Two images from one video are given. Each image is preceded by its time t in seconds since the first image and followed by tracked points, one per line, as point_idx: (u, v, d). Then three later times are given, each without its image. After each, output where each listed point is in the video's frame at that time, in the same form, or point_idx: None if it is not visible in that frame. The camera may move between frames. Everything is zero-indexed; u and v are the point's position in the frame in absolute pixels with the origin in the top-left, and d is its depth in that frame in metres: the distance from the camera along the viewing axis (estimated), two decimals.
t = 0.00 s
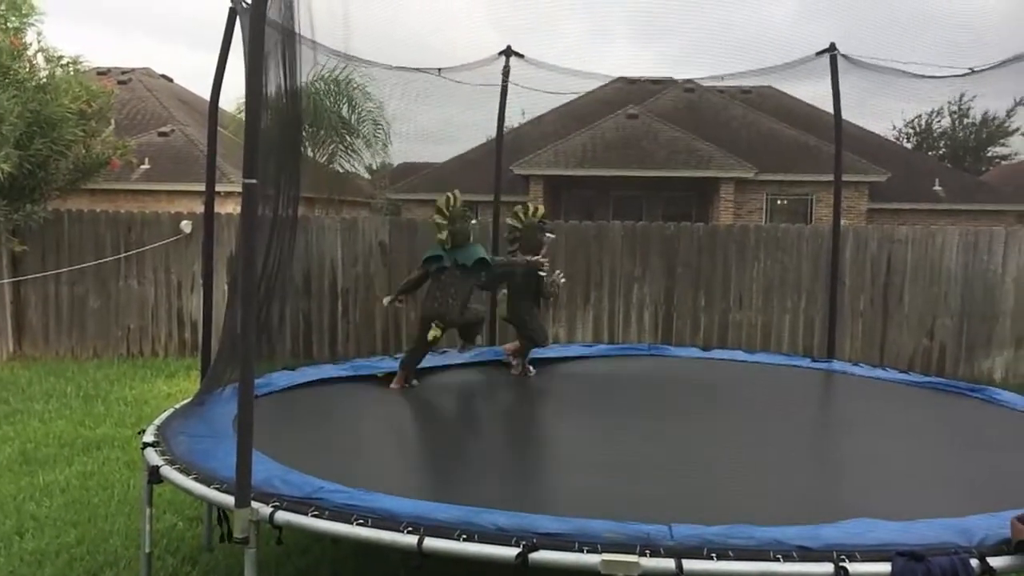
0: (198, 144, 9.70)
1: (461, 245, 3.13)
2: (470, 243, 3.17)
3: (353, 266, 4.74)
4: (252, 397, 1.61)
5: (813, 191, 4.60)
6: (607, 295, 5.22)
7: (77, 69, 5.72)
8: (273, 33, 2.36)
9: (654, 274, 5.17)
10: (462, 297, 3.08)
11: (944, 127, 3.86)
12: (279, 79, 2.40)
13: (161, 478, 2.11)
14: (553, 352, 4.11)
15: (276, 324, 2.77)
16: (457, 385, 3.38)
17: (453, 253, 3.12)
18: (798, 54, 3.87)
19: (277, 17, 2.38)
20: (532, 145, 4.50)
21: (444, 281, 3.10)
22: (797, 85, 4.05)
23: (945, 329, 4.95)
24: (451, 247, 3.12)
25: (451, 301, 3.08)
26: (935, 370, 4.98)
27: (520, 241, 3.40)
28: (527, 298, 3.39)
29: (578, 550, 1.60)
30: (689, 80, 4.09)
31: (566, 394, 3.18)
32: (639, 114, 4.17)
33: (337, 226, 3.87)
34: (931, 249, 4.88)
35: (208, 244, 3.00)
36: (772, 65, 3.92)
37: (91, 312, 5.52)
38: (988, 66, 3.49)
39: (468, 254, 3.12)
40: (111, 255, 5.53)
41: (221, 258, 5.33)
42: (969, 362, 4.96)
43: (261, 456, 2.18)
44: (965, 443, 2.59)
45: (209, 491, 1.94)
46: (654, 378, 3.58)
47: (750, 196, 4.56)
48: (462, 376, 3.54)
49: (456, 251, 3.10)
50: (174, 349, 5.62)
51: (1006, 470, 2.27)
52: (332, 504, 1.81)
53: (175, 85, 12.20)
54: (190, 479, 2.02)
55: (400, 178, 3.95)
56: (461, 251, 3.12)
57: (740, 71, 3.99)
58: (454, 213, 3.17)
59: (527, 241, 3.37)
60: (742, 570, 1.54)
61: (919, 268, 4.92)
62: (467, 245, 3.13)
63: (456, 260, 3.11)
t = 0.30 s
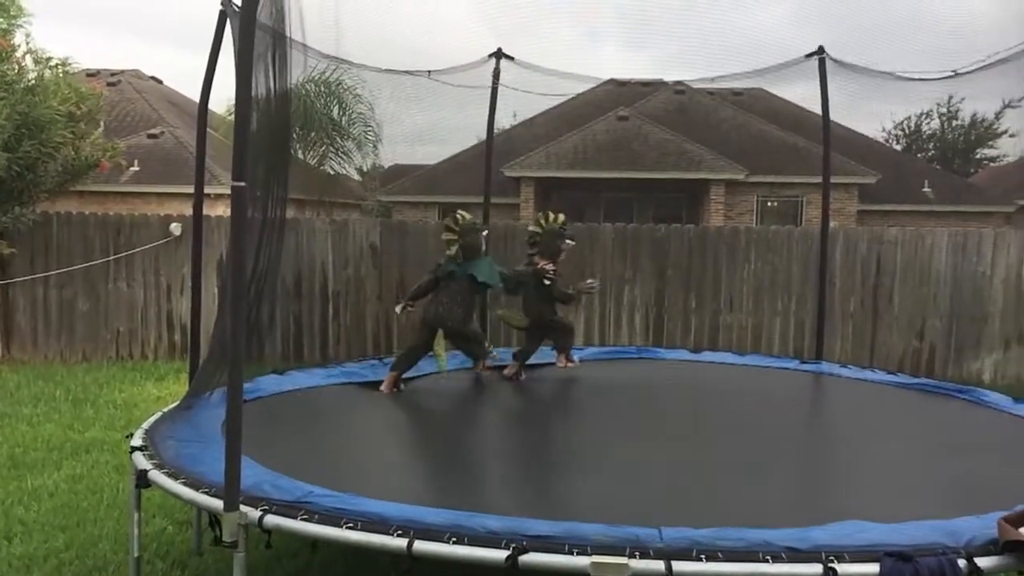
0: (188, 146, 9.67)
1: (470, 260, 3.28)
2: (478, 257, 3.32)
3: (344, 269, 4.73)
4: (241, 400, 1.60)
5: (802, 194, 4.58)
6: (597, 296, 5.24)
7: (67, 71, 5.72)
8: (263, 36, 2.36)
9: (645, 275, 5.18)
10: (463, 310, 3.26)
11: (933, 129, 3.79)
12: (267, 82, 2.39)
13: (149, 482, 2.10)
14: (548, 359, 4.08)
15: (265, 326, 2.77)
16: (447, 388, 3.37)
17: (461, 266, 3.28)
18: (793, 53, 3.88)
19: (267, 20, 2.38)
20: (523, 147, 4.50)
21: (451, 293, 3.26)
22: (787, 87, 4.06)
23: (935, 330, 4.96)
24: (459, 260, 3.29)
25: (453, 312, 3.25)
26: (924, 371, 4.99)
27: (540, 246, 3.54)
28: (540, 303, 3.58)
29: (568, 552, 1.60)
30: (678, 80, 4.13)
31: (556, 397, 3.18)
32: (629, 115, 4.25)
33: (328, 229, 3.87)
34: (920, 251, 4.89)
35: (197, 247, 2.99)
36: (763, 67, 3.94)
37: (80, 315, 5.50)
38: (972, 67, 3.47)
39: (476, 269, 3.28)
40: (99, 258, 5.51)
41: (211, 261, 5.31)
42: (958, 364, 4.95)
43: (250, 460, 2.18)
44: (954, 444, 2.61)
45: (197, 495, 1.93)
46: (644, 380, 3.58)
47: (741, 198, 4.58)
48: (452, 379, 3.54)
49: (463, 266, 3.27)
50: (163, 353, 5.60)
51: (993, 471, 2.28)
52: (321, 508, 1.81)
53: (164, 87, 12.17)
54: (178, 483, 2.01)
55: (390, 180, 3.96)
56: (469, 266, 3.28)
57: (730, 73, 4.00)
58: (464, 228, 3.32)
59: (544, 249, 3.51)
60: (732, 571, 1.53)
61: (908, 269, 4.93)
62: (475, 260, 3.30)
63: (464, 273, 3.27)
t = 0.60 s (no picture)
0: (179, 146, 9.65)
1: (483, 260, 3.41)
2: (495, 257, 3.43)
3: (336, 269, 4.72)
4: (232, 402, 1.59)
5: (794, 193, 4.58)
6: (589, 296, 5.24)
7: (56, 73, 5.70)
8: (250, 36, 2.35)
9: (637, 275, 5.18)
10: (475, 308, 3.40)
11: (924, 127, 3.79)
12: (255, 83, 2.39)
13: (140, 485, 2.09)
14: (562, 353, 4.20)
15: (256, 325, 2.76)
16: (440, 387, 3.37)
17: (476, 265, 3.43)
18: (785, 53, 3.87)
19: (253, 19, 2.37)
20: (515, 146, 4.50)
21: (466, 290, 3.44)
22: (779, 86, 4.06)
23: (926, 328, 4.96)
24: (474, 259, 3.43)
25: (465, 310, 3.40)
26: (916, 369, 4.99)
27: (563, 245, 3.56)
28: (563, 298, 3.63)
29: (561, 553, 1.60)
30: (670, 80, 4.15)
31: (547, 397, 3.18)
32: (622, 116, 4.31)
33: (319, 230, 3.86)
34: (911, 249, 4.88)
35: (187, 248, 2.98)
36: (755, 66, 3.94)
37: (71, 317, 5.48)
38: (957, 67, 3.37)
39: (490, 268, 3.41)
40: (90, 260, 5.48)
41: (202, 262, 5.30)
42: (949, 362, 4.94)
43: (242, 462, 2.17)
44: (946, 441, 2.61)
45: (188, 498, 1.92)
46: (637, 379, 3.58)
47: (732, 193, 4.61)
48: (444, 377, 3.54)
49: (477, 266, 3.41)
50: (155, 354, 5.58)
51: (984, 469, 2.29)
52: (314, 509, 1.80)
53: (155, 88, 12.14)
54: (170, 485, 2.00)
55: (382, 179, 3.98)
56: (482, 265, 3.41)
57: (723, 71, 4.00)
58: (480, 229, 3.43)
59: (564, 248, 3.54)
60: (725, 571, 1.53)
61: (899, 267, 4.94)
62: (490, 259, 3.41)
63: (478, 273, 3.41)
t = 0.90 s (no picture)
0: (166, 146, 9.60)
1: (494, 252, 3.57)
2: (507, 252, 3.59)
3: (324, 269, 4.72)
4: (220, 404, 1.59)
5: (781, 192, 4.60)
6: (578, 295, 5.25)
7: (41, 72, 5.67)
8: (238, 35, 2.34)
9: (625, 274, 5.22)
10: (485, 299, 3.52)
11: (910, 127, 3.71)
12: (242, 83, 2.38)
13: (128, 485, 2.08)
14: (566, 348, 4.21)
15: (243, 326, 2.74)
16: (429, 386, 3.37)
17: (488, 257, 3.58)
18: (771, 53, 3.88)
19: (240, 18, 2.36)
20: (503, 145, 4.50)
21: (475, 282, 3.56)
22: (766, 85, 4.08)
23: (913, 326, 4.91)
24: (485, 253, 3.59)
25: (475, 302, 3.52)
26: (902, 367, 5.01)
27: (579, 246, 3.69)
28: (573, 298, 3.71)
29: (550, 553, 1.60)
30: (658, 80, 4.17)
31: (535, 396, 3.18)
32: (610, 116, 4.29)
33: (307, 230, 3.85)
34: (897, 248, 4.87)
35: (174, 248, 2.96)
36: (742, 66, 3.96)
37: (57, 318, 5.44)
38: (949, 63, 3.24)
39: (501, 259, 3.56)
40: (75, 260, 5.45)
41: (188, 262, 5.27)
42: (936, 359, 4.84)
43: (230, 462, 2.16)
44: (933, 439, 2.63)
45: (177, 498, 1.91)
46: (626, 378, 3.59)
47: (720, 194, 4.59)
48: (432, 377, 3.54)
49: (487, 258, 3.57)
50: (141, 355, 5.56)
51: (970, 466, 2.31)
52: (302, 510, 1.80)
53: (141, 87, 12.08)
54: (158, 486, 1.99)
55: (371, 178, 4.03)
56: (492, 257, 3.56)
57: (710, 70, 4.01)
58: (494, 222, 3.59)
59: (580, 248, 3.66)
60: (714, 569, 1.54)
61: (885, 266, 4.96)
62: (500, 252, 3.57)
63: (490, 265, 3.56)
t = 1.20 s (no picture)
0: (157, 146, 9.57)
1: (509, 244, 3.52)
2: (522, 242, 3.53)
3: (315, 269, 4.71)
4: (211, 403, 1.58)
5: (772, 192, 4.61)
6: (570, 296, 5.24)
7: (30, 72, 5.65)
8: (229, 34, 2.33)
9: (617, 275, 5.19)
10: (499, 290, 3.56)
11: (900, 127, 3.73)
12: (233, 82, 2.37)
13: (117, 486, 2.07)
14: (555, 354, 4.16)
15: (233, 326, 2.73)
16: (420, 387, 3.36)
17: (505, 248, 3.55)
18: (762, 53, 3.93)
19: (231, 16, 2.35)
20: (495, 146, 4.50)
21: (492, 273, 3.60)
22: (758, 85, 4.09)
23: (903, 326, 4.93)
24: (501, 243, 3.56)
25: (491, 292, 3.59)
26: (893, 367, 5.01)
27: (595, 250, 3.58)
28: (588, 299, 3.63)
29: (541, 552, 1.60)
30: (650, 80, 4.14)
31: (528, 397, 3.18)
32: (601, 116, 4.26)
33: (299, 229, 3.84)
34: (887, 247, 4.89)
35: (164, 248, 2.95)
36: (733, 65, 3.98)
37: (47, 319, 5.41)
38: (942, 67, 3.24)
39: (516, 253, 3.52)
40: (66, 260, 5.42)
41: (179, 262, 5.25)
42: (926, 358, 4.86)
43: (220, 463, 2.15)
44: (923, 438, 2.64)
45: (167, 499, 1.90)
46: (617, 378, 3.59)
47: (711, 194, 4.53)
48: (424, 377, 3.54)
49: (502, 249, 3.54)
50: (132, 355, 5.54)
51: (960, 466, 2.32)
52: (293, 510, 1.79)
53: (132, 87, 12.05)
54: (148, 487, 1.99)
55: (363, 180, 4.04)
56: (507, 249, 3.53)
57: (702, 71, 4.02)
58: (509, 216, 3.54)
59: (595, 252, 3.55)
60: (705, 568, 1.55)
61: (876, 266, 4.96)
62: (514, 244, 3.53)
63: (505, 256, 3.54)
